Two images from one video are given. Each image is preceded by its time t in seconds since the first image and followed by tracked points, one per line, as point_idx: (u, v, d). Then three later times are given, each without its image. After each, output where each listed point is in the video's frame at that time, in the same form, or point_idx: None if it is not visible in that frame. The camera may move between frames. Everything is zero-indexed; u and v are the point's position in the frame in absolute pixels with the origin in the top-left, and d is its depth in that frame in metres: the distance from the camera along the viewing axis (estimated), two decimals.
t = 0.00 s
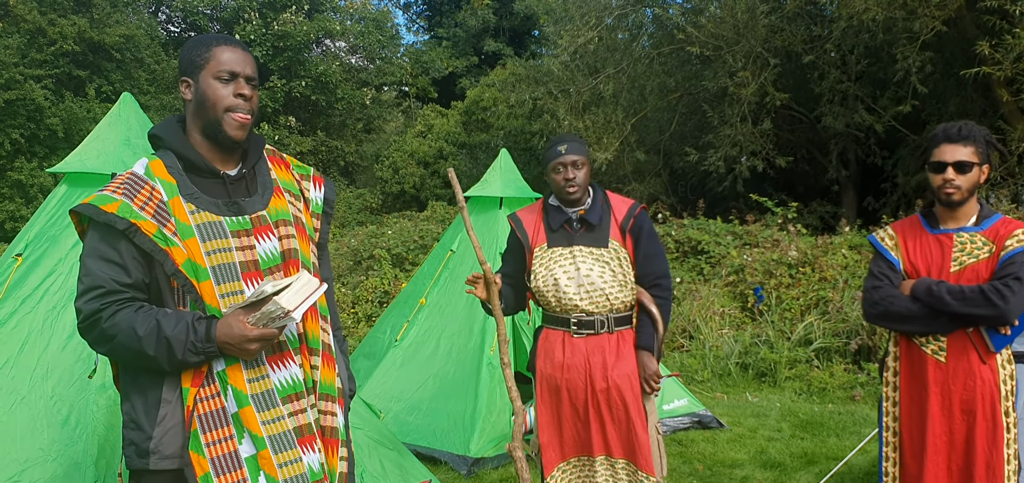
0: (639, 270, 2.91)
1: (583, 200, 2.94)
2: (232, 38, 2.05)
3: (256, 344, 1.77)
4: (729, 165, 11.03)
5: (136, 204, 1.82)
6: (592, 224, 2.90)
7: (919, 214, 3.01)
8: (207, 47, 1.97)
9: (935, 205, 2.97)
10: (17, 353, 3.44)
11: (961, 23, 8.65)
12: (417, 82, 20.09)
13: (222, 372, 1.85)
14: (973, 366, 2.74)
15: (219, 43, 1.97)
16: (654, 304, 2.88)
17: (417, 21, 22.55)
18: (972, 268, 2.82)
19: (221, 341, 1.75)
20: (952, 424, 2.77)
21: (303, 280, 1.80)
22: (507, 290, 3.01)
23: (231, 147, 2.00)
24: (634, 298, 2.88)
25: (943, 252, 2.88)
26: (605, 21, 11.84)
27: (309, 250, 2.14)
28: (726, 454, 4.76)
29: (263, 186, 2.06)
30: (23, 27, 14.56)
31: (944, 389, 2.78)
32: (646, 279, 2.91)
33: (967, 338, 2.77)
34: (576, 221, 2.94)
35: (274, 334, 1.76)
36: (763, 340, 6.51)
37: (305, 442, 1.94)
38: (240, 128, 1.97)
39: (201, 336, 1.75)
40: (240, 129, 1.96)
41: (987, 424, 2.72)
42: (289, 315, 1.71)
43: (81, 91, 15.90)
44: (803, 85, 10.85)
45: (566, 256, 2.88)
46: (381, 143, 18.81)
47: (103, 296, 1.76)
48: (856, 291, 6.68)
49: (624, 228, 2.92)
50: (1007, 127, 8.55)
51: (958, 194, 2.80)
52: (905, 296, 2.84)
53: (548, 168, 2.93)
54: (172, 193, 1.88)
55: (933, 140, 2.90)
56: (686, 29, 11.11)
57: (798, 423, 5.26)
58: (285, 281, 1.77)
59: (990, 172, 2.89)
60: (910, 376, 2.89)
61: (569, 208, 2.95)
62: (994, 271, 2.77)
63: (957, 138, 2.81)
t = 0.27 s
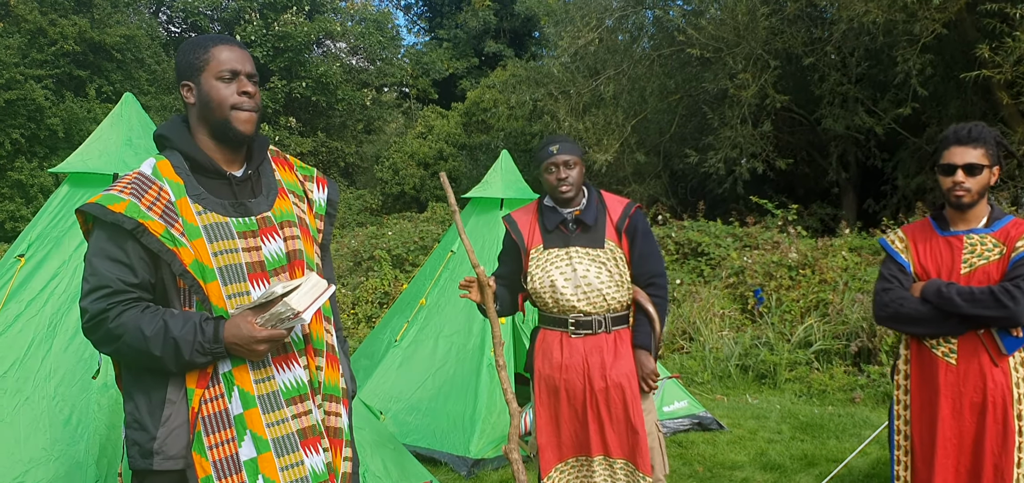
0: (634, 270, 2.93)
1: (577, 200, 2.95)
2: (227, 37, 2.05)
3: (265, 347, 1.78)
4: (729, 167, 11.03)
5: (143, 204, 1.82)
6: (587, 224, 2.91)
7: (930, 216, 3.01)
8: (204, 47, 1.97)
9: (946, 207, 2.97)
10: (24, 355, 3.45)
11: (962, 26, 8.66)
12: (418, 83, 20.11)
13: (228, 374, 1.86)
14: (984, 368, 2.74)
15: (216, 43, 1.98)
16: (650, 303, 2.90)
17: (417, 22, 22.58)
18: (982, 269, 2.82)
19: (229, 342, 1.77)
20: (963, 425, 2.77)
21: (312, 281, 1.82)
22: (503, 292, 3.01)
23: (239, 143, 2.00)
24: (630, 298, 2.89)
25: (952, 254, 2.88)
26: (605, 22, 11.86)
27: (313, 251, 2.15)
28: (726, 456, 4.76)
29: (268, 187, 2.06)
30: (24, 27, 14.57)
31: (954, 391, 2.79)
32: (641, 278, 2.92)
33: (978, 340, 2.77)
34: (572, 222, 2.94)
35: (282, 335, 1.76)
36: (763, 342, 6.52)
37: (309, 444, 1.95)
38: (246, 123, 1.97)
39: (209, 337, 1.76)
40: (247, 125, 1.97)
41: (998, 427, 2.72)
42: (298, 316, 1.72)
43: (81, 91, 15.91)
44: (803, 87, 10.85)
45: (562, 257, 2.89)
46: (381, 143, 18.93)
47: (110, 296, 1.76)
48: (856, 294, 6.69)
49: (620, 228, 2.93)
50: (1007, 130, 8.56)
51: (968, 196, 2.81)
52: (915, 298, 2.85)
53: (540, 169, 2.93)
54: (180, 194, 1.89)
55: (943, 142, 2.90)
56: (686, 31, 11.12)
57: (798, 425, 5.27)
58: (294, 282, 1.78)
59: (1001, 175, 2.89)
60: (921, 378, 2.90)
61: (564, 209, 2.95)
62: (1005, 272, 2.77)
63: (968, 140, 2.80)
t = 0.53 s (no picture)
0: (625, 272, 2.97)
1: (569, 204, 2.95)
2: (231, 40, 2.06)
3: (265, 345, 1.79)
4: (729, 169, 11.04)
5: (145, 204, 1.83)
6: (580, 228, 2.92)
7: (945, 220, 3.01)
8: (206, 53, 1.97)
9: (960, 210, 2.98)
10: (28, 356, 3.45)
11: (961, 29, 8.68)
12: (418, 85, 20.12)
13: (227, 373, 1.87)
14: (999, 371, 2.73)
15: (218, 49, 1.97)
16: (639, 300, 2.94)
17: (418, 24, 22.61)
18: (996, 271, 2.82)
19: (229, 341, 1.77)
20: (976, 429, 2.77)
21: (312, 279, 1.82)
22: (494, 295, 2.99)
23: (240, 149, 2.01)
24: (620, 299, 2.91)
25: (967, 257, 2.89)
26: (605, 24, 11.87)
27: (315, 251, 2.15)
28: (725, 458, 4.77)
29: (270, 188, 2.07)
30: (24, 27, 14.58)
31: (967, 394, 2.78)
32: (630, 280, 2.97)
33: (993, 343, 2.76)
34: (564, 226, 2.95)
35: (282, 333, 1.77)
36: (762, 345, 6.52)
37: (301, 446, 1.95)
38: (246, 132, 1.98)
39: (210, 336, 1.77)
40: (248, 133, 1.98)
41: (1011, 431, 2.70)
42: (298, 314, 1.73)
43: (82, 91, 15.91)
44: (803, 90, 10.87)
45: (556, 260, 2.88)
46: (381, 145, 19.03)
47: (111, 295, 1.77)
48: (855, 296, 6.70)
49: (611, 231, 2.95)
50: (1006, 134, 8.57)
51: (984, 198, 2.81)
52: (928, 301, 2.86)
53: (535, 174, 2.94)
54: (181, 193, 1.89)
55: (954, 145, 2.91)
56: (687, 33, 11.12)
57: (797, 428, 5.28)
58: (294, 281, 1.79)
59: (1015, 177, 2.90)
60: (936, 382, 2.90)
61: (556, 213, 2.96)
62: (1019, 274, 2.77)
63: (980, 142, 2.81)
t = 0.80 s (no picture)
0: (628, 272, 2.97)
1: (570, 205, 2.96)
2: (230, 40, 2.06)
3: (262, 347, 1.77)
4: (728, 171, 11.05)
5: (144, 204, 1.83)
6: (581, 228, 2.93)
7: (962, 223, 2.99)
8: (204, 53, 1.97)
9: (976, 213, 2.96)
10: (31, 359, 3.46)
11: (960, 32, 8.69)
12: (418, 86, 20.13)
13: (224, 374, 1.87)
14: (1010, 375, 2.71)
15: (214, 48, 1.98)
16: (641, 304, 2.93)
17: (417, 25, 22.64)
18: (1010, 275, 2.79)
19: (228, 343, 1.77)
20: (985, 433, 2.74)
21: (310, 282, 1.80)
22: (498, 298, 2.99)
23: (240, 147, 2.01)
24: (622, 301, 2.91)
25: (980, 260, 2.87)
26: (605, 26, 11.87)
27: (316, 252, 2.14)
28: (724, 460, 4.77)
29: (271, 188, 2.07)
30: (24, 27, 14.57)
31: (977, 397, 2.77)
32: (632, 282, 2.97)
33: (1004, 346, 2.74)
34: (566, 226, 2.96)
35: (280, 336, 1.76)
36: (761, 346, 6.52)
37: (294, 448, 1.96)
38: (247, 128, 1.98)
39: (207, 337, 1.77)
40: (248, 130, 1.98)
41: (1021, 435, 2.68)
42: (295, 317, 1.71)
43: (81, 91, 15.90)
44: (802, 92, 10.88)
45: (558, 260, 2.89)
46: (380, 146, 18.87)
47: (110, 295, 1.77)
48: (854, 298, 6.70)
49: (613, 231, 2.96)
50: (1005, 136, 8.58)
51: (998, 201, 2.80)
52: (940, 303, 2.85)
53: (535, 174, 2.95)
54: (181, 194, 1.90)
55: (968, 147, 2.90)
56: (686, 35, 11.12)
57: (796, 430, 5.28)
58: (292, 283, 1.77)
59: None
60: (947, 385, 2.88)
61: (558, 213, 2.97)
62: None
63: (994, 145, 2.81)
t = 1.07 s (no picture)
0: (636, 274, 2.93)
1: (579, 205, 2.96)
2: (235, 42, 2.06)
3: (258, 347, 1.76)
4: (727, 173, 11.06)
5: (145, 204, 1.83)
6: (588, 229, 2.93)
7: (969, 225, 2.98)
8: (208, 53, 1.97)
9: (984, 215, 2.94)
10: (30, 363, 3.45)
11: (960, 34, 8.70)
12: (417, 87, 20.13)
13: (223, 375, 1.86)
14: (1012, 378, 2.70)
15: (219, 49, 1.98)
16: (652, 306, 2.90)
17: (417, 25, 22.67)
18: (1015, 278, 2.77)
19: (225, 344, 1.76)
20: (987, 436, 2.74)
21: (308, 284, 1.80)
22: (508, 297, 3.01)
23: (243, 149, 2.01)
24: (630, 302, 2.90)
25: (987, 263, 2.86)
26: (604, 27, 11.87)
27: (317, 253, 2.14)
28: (723, 461, 4.77)
29: (272, 189, 2.06)
30: (24, 27, 14.57)
31: (979, 400, 2.76)
32: (642, 283, 2.93)
33: (1007, 350, 2.73)
34: (573, 226, 2.96)
35: (276, 338, 1.75)
36: (760, 348, 6.52)
37: (289, 450, 1.95)
38: (248, 131, 1.97)
39: (204, 338, 1.76)
40: (250, 132, 1.97)
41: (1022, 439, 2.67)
42: (291, 321, 1.71)
43: (81, 91, 15.89)
44: (802, 94, 10.89)
45: (564, 260, 2.90)
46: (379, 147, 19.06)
47: (110, 295, 1.77)
48: (854, 300, 6.70)
49: (621, 232, 2.94)
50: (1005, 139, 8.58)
51: (1006, 205, 2.79)
52: (945, 305, 2.84)
53: (543, 174, 2.96)
54: (181, 194, 1.90)
55: (979, 149, 2.87)
56: (686, 37, 11.13)
57: (795, 431, 5.28)
58: (289, 287, 1.77)
59: None
60: (951, 387, 2.88)
61: (565, 213, 2.97)
62: None
63: (1004, 148, 2.77)
